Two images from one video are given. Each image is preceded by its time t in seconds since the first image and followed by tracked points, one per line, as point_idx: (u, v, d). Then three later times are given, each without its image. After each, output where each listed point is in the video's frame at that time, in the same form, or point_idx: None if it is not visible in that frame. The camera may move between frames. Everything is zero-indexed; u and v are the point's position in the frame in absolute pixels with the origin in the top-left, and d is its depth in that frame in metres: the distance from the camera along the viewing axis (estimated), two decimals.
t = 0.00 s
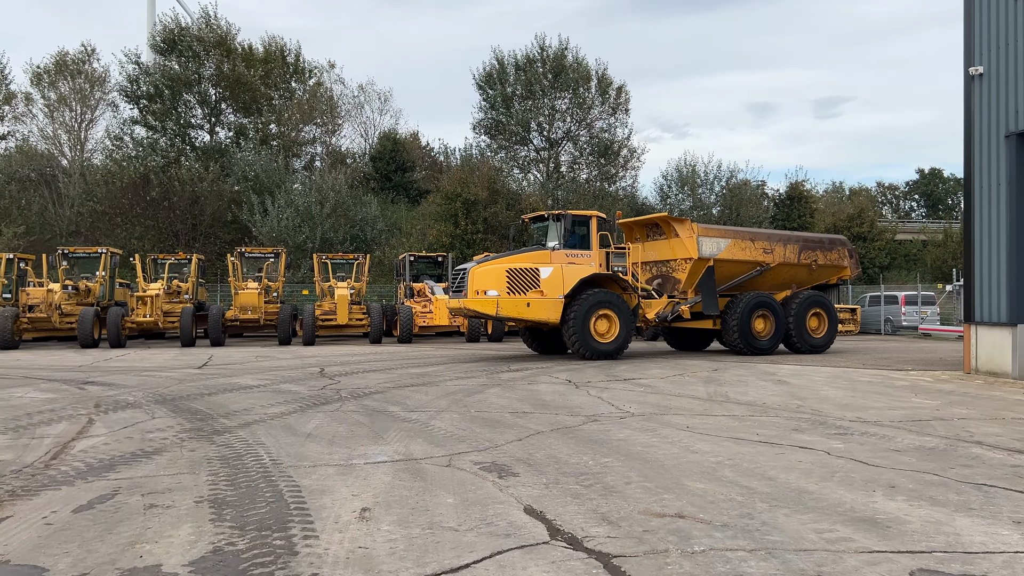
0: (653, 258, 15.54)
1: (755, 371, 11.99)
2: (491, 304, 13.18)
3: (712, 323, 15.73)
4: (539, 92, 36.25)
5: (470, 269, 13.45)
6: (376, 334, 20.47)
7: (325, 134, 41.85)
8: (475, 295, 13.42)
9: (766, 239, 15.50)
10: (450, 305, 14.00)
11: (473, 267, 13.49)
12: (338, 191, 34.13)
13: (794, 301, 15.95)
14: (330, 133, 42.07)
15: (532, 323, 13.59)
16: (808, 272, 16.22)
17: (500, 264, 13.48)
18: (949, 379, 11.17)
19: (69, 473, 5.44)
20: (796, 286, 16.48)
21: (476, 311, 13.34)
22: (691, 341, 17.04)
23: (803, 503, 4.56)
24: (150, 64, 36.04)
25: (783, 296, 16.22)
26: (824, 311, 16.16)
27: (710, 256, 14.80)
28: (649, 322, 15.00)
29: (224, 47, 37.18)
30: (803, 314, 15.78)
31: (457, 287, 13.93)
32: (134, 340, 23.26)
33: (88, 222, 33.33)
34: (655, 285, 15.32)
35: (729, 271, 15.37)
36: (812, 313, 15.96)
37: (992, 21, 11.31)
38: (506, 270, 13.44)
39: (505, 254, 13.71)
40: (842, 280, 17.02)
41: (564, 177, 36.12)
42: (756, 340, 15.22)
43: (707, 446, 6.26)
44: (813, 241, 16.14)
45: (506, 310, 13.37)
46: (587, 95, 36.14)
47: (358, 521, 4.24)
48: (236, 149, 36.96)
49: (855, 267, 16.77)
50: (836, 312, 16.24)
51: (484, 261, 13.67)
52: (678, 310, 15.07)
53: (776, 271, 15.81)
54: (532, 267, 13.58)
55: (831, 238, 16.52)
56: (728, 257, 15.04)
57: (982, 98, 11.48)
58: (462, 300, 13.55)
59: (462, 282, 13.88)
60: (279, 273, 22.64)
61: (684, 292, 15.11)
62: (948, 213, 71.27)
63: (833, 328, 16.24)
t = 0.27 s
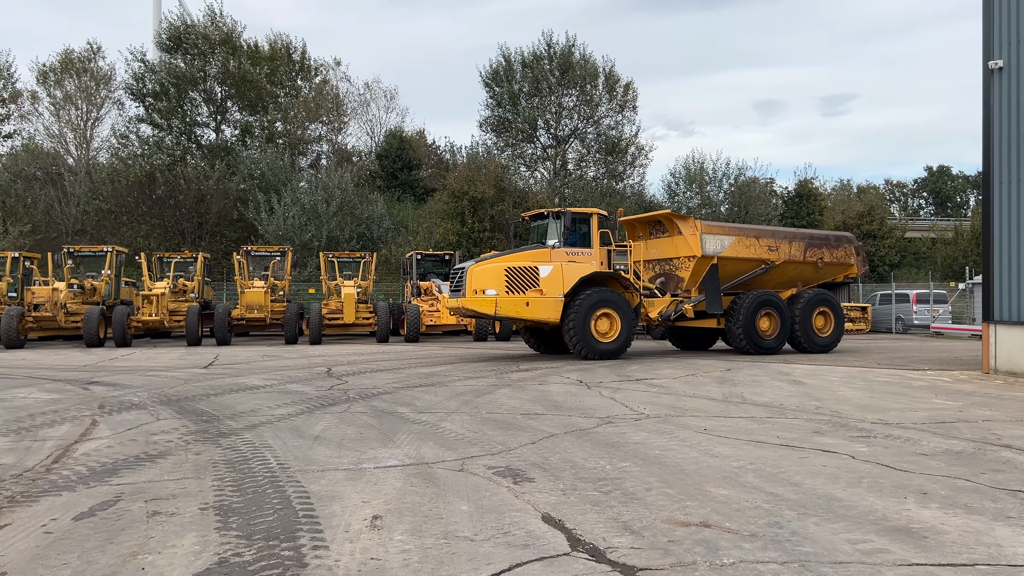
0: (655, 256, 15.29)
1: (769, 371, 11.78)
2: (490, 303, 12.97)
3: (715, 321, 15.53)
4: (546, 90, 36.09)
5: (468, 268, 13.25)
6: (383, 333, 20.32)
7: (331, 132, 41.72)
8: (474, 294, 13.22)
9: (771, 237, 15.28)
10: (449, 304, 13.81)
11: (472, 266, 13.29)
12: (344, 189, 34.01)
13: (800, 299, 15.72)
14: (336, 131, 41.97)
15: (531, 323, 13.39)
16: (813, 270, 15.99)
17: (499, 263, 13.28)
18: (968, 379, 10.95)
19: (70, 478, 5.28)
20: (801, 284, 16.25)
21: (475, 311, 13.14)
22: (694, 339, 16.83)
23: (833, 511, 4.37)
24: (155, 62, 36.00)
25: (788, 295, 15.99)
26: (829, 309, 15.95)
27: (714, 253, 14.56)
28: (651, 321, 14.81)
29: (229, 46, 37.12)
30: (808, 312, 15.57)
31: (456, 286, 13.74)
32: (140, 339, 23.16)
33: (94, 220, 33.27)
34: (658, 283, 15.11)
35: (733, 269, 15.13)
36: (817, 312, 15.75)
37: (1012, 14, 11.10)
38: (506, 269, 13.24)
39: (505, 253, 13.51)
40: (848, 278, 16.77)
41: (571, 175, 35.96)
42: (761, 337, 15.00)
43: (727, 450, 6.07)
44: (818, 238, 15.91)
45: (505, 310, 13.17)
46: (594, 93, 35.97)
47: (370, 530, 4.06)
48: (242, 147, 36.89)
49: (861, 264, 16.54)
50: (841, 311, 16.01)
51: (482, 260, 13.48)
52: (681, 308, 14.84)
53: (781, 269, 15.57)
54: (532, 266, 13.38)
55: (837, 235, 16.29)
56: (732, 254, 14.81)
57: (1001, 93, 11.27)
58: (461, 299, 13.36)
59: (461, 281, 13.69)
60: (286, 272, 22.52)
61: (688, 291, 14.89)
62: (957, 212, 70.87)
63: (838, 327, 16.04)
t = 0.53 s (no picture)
0: (655, 253, 14.99)
1: (783, 369, 11.52)
2: (482, 300, 12.72)
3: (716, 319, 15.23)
4: (552, 87, 35.83)
5: (461, 264, 13.02)
6: (388, 331, 20.10)
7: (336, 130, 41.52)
8: (467, 291, 12.98)
9: (773, 233, 15.01)
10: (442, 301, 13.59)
11: (464, 262, 13.06)
12: (349, 187, 33.85)
13: (803, 296, 15.44)
14: (341, 129, 41.76)
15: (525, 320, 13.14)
16: (816, 266, 15.71)
17: (492, 260, 13.02)
18: (987, 377, 10.68)
19: (64, 481, 5.07)
20: (804, 281, 15.98)
21: (467, 308, 12.91)
22: (695, 338, 16.58)
23: (866, 518, 4.13)
24: (160, 59, 35.85)
25: (791, 291, 15.71)
26: (833, 307, 15.66)
27: (714, 250, 14.28)
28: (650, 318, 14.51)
29: (234, 43, 36.96)
30: (811, 310, 15.30)
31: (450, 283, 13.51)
32: (144, 337, 22.99)
33: (99, 218, 33.14)
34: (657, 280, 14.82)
35: (734, 266, 14.86)
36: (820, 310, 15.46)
37: None
38: (498, 266, 12.98)
39: (499, 249, 13.24)
40: (852, 275, 16.48)
41: (577, 172, 35.69)
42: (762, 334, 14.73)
43: (747, 452, 5.83)
44: (821, 234, 15.64)
45: (497, 307, 12.92)
46: (601, 89, 35.70)
47: (375, 538, 3.83)
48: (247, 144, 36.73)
49: (865, 261, 16.24)
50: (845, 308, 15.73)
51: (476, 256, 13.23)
52: (680, 306, 14.55)
53: (784, 266, 15.29)
54: (526, 262, 13.12)
55: (841, 231, 16.01)
56: (733, 250, 14.53)
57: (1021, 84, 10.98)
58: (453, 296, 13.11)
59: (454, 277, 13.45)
60: (290, 269, 22.33)
61: (688, 288, 14.59)
62: (966, 210, 70.33)
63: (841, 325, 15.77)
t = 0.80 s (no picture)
0: (655, 251, 14.64)
1: (801, 372, 11.20)
2: (473, 301, 12.41)
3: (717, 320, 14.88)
4: (561, 85, 35.54)
5: (451, 263, 12.72)
6: (396, 332, 19.86)
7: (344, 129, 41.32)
8: (458, 291, 12.68)
9: (776, 231, 14.68)
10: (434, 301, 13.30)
11: (455, 262, 12.76)
12: (357, 186, 33.66)
13: (807, 296, 15.09)
14: (349, 127, 41.57)
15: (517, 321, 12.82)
16: (821, 265, 15.36)
17: (484, 259, 12.70)
18: (1013, 380, 10.34)
19: (53, 492, 4.83)
20: (809, 280, 15.63)
21: (457, 309, 12.61)
22: (698, 339, 16.23)
23: (906, 536, 3.83)
24: (167, 58, 35.74)
25: (795, 291, 15.37)
26: (838, 307, 15.27)
27: (715, 248, 13.96)
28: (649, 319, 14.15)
29: (241, 41, 36.80)
30: (816, 309, 14.92)
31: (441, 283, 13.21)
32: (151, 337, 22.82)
33: (106, 218, 33.03)
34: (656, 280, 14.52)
35: (736, 265, 14.53)
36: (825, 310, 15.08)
37: None
38: (490, 266, 12.66)
39: (491, 248, 12.92)
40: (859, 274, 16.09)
41: (586, 171, 35.39)
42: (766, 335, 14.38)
43: (771, 460, 5.54)
44: (826, 232, 15.29)
45: (488, 308, 12.61)
46: (610, 87, 35.39)
47: (379, 559, 3.56)
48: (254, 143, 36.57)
49: (872, 260, 15.86)
50: (850, 308, 15.34)
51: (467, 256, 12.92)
52: (679, 306, 14.22)
53: (787, 265, 14.96)
54: (518, 262, 12.80)
55: (847, 229, 15.64)
56: (734, 249, 14.21)
57: None
58: (444, 297, 12.81)
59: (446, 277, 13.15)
60: (297, 269, 22.11)
61: (688, 288, 14.25)
62: (978, 209, 69.65)
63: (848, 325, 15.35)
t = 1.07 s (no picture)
0: (653, 247, 14.29)
1: (822, 372, 10.88)
2: (460, 299, 12.16)
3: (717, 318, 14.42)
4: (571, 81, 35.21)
5: (438, 261, 12.48)
6: (405, 330, 19.62)
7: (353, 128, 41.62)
8: (446, 289, 12.42)
9: (778, 227, 14.25)
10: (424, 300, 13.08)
11: (443, 259, 12.52)
12: (366, 184, 33.47)
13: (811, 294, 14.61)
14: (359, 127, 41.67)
15: (506, 320, 12.54)
16: (825, 262, 14.89)
17: (472, 256, 12.42)
18: None
19: (42, 499, 4.58)
20: (813, 277, 15.17)
21: (444, 307, 12.36)
22: (700, 337, 15.82)
23: (956, 552, 3.53)
24: (176, 56, 35.62)
25: (798, 288, 14.91)
26: (844, 305, 14.67)
27: (714, 244, 13.59)
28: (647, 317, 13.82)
29: (250, 39, 36.65)
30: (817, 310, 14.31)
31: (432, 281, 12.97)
32: (159, 336, 22.64)
33: (115, 216, 32.92)
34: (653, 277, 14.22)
35: (736, 262, 14.11)
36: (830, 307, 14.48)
37: None
38: (478, 262, 12.38)
39: (481, 245, 12.63)
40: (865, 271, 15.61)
41: (597, 168, 35.07)
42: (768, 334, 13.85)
43: (799, 467, 5.25)
44: (831, 228, 14.82)
45: (476, 306, 12.33)
46: (621, 84, 35.04)
47: None
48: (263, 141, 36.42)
49: (879, 256, 15.37)
50: (857, 307, 14.76)
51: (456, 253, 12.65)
52: (677, 305, 13.85)
53: (790, 261, 14.52)
54: (507, 259, 12.50)
55: (852, 224, 15.16)
56: (734, 245, 13.82)
57: None
58: (432, 294, 12.57)
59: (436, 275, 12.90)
60: (306, 267, 21.89)
61: (687, 285, 13.90)
62: (994, 207, 68.84)
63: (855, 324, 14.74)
